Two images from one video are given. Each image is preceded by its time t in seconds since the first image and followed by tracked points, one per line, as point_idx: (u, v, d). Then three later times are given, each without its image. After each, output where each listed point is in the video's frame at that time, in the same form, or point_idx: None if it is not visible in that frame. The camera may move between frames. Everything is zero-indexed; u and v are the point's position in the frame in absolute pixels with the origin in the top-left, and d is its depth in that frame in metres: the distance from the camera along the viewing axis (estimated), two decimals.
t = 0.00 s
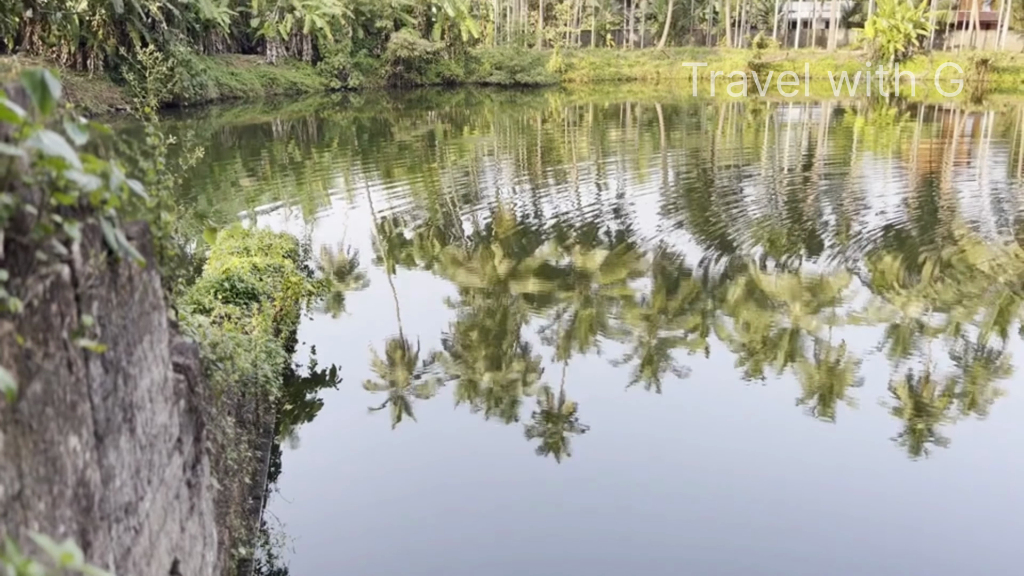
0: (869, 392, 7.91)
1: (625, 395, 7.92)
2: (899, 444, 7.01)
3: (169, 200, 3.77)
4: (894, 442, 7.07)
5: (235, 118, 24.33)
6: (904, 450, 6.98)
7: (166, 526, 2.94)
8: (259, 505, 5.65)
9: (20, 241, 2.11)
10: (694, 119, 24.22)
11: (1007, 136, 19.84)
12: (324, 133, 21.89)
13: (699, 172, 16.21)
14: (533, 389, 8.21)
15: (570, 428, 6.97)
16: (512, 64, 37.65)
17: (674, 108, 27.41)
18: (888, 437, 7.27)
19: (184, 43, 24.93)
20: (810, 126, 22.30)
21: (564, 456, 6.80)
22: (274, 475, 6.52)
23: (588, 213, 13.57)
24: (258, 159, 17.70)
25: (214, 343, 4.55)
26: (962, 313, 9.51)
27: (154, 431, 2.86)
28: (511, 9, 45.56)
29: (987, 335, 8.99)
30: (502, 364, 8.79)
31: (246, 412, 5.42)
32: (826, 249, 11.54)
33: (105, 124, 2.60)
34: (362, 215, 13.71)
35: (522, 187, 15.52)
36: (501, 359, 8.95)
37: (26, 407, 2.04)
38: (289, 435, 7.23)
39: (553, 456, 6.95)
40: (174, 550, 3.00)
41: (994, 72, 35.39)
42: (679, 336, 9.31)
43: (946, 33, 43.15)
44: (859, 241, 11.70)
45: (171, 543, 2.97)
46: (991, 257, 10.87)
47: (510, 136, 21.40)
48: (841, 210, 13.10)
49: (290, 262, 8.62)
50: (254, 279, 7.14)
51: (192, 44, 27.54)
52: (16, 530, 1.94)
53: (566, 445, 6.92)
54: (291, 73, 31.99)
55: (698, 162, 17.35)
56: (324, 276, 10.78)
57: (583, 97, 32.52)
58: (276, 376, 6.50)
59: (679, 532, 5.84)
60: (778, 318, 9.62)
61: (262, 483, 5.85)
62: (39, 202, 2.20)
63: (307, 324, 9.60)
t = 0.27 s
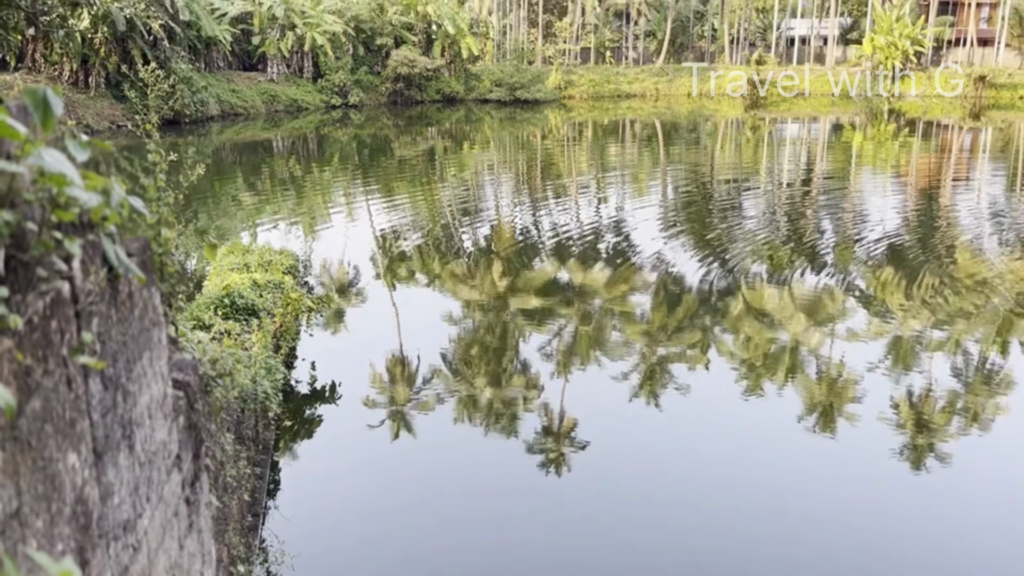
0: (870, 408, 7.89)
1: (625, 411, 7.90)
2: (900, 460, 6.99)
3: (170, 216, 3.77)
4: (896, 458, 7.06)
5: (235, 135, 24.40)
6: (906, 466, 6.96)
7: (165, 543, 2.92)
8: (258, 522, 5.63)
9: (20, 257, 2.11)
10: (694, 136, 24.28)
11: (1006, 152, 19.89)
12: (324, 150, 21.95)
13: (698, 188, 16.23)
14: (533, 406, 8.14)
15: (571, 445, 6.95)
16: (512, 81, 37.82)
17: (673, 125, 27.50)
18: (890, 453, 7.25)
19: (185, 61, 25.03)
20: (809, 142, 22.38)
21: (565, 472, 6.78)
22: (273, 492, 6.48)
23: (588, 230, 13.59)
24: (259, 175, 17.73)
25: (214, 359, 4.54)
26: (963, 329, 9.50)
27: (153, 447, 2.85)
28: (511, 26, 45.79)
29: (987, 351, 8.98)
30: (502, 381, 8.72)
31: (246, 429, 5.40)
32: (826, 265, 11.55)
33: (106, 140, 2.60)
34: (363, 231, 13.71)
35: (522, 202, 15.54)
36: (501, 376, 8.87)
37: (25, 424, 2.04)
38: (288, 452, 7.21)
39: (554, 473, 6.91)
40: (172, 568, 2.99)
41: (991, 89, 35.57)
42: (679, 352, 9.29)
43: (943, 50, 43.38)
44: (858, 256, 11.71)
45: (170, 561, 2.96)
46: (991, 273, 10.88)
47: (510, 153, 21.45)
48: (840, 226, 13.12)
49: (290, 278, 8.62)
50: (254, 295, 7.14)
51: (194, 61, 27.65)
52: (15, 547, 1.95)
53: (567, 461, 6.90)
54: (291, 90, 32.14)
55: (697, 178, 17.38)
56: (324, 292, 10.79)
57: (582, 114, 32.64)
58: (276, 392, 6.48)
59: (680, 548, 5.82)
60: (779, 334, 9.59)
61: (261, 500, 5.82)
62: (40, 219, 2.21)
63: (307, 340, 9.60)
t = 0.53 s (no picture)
0: (871, 424, 7.86)
1: (626, 426, 7.88)
2: (902, 476, 6.96)
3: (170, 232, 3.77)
4: (897, 474, 7.03)
5: (236, 151, 24.46)
6: (908, 481, 6.93)
7: (163, 560, 2.91)
8: (257, 538, 5.60)
9: (21, 274, 2.12)
10: (693, 151, 24.35)
11: (1004, 167, 19.94)
12: (325, 166, 22.00)
13: (697, 204, 16.26)
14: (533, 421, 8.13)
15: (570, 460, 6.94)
16: (512, 97, 37.97)
17: (672, 140, 27.58)
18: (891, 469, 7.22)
19: (186, 77, 25.14)
20: (808, 158, 22.43)
21: (564, 488, 6.76)
22: (272, 508, 6.46)
23: (587, 245, 13.60)
24: (259, 191, 17.77)
25: (213, 375, 4.53)
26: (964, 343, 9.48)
27: (152, 464, 2.84)
28: (510, 43, 46.03)
29: (988, 366, 8.96)
30: (502, 395, 8.72)
31: (245, 444, 5.39)
32: (825, 280, 11.55)
33: (107, 157, 2.62)
34: (363, 246, 13.72)
35: (522, 218, 15.56)
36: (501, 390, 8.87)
37: (23, 441, 2.05)
38: (287, 467, 7.18)
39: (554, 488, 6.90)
40: None
41: (989, 104, 35.72)
42: (679, 367, 9.27)
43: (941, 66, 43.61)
44: (858, 271, 11.72)
45: None
46: (991, 288, 10.88)
47: (510, 169, 21.49)
48: (839, 241, 13.14)
49: (290, 294, 8.62)
50: (254, 311, 7.14)
51: (194, 78, 27.78)
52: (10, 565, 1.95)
53: (566, 477, 6.89)
54: (292, 106, 32.26)
55: (697, 193, 17.42)
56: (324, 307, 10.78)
57: (582, 130, 32.75)
58: (275, 408, 6.47)
59: (680, 563, 5.80)
60: (779, 349, 9.58)
61: (260, 516, 5.79)
62: (41, 235, 2.22)
63: (306, 355, 9.58)
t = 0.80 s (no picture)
0: (872, 439, 7.84)
1: (625, 442, 7.85)
2: (902, 491, 6.95)
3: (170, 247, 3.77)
4: (898, 489, 7.01)
5: (236, 167, 24.53)
6: (908, 497, 6.91)
7: None
8: (255, 555, 5.57)
9: (20, 289, 2.13)
10: (691, 167, 24.41)
11: (1003, 183, 19.99)
12: (325, 181, 22.04)
13: (696, 219, 16.28)
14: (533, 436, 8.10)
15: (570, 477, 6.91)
16: (511, 113, 38.13)
17: (671, 156, 27.66)
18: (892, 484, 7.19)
19: (186, 93, 25.24)
20: (806, 173, 22.50)
21: (564, 504, 6.73)
22: (270, 525, 6.43)
23: (587, 260, 13.61)
24: (259, 207, 17.80)
25: (212, 392, 4.52)
26: (963, 359, 9.46)
27: (149, 480, 2.83)
28: (510, 60, 46.28)
29: (988, 381, 8.94)
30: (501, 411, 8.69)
31: (244, 461, 5.37)
32: (825, 296, 11.54)
33: (107, 173, 2.62)
34: (362, 262, 13.73)
35: (521, 233, 15.58)
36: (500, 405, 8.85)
37: (21, 456, 2.04)
38: (286, 484, 7.15)
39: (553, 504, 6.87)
40: None
41: (986, 120, 35.88)
42: (679, 382, 9.24)
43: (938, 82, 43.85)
44: (857, 286, 11.73)
45: None
46: (990, 304, 10.88)
47: (509, 184, 21.54)
48: (838, 256, 13.15)
49: (289, 309, 8.62)
50: (253, 326, 7.14)
51: (195, 94, 27.89)
52: None
53: (566, 493, 6.85)
54: (292, 122, 32.40)
55: (696, 208, 17.45)
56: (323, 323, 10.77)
57: (581, 145, 32.85)
58: (274, 424, 6.45)
59: None
60: (778, 364, 9.56)
61: (258, 534, 5.76)
62: (40, 250, 2.22)
63: (305, 371, 9.57)
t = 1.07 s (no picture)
0: (871, 454, 7.82)
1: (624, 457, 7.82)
2: (902, 506, 6.92)
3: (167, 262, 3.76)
4: (897, 504, 6.98)
5: (234, 182, 24.55)
6: (908, 512, 6.88)
7: None
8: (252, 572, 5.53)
9: (17, 304, 2.13)
10: (689, 182, 24.46)
11: (999, 197, 20.05)
12: (323, 197, 22.07)
13: (694, 234, 16.29)
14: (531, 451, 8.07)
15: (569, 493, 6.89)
16: (509, 129, 38.25)
17: (668, 171, 27.74)
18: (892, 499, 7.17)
19: (185, 109, 25.33)
20: (803, 188, 22.56)
21: (563, 520, 6.70)
22: (267, 542, 6.39)
23: (584, 275, 13.61)
24: (257, 222, 17.80)
25: (210, 408, 4.50)
26: (961, 374, 9.45)
27: (146, 496, 2.82)
28: (508, 76, 46.48)
29: (987, 395, 8.92)
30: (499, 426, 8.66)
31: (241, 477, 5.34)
32: (823, 310, 11.54)
33: (106, 188, 2.63)
34: (360, 277, 13.72)
35: (519, 248, 15.58)
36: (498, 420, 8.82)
37: (17, 473, 2.03)
38: (283, 500, 7.11)
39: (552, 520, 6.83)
40: None
41: (982, 135, 36.04)
42: (677, 397, 9.22)
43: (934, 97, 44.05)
44: (855, 301, 11.73)
45: None
46: (988, 318, 10.88)
47: (507, 199, 21.58)
48: (836, 271, 13.16)
49: (287, 324, 8.61)
50: (251, 341, 7.13)
51: (194, 110, 27.97)
52: None
53: (565, 509, 6.83)
54: (290, 138, 32.48)
55: (694, 223, 17.48)
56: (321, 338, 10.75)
57: (579, 160, 32.95)
58: (272, 440, 6.42)
59: None
60: (777, 379, 9.54)
61: (255, 550, 5.71)
62: (38, 265, 2.22)
63: (303, 386, 9.54)
